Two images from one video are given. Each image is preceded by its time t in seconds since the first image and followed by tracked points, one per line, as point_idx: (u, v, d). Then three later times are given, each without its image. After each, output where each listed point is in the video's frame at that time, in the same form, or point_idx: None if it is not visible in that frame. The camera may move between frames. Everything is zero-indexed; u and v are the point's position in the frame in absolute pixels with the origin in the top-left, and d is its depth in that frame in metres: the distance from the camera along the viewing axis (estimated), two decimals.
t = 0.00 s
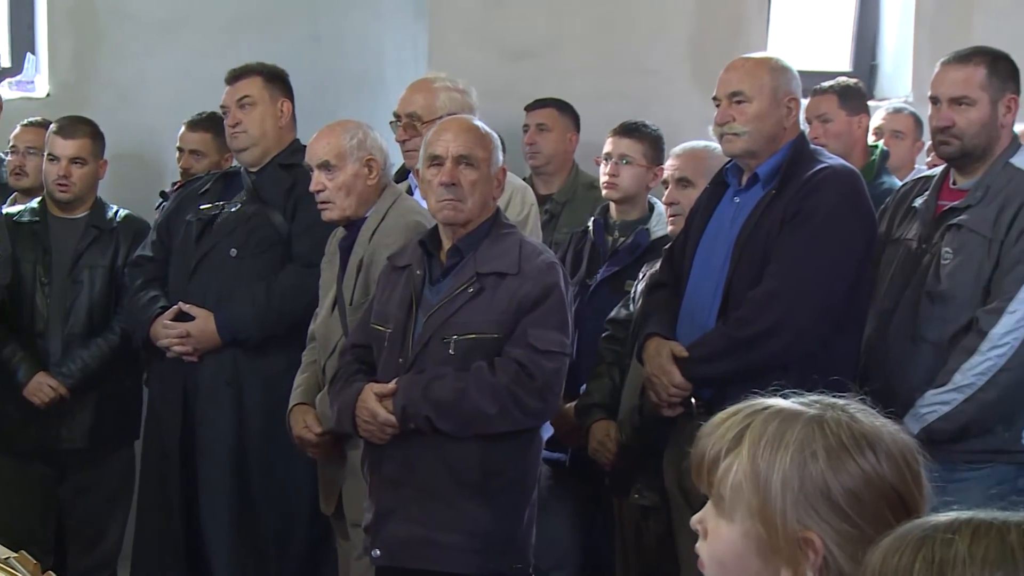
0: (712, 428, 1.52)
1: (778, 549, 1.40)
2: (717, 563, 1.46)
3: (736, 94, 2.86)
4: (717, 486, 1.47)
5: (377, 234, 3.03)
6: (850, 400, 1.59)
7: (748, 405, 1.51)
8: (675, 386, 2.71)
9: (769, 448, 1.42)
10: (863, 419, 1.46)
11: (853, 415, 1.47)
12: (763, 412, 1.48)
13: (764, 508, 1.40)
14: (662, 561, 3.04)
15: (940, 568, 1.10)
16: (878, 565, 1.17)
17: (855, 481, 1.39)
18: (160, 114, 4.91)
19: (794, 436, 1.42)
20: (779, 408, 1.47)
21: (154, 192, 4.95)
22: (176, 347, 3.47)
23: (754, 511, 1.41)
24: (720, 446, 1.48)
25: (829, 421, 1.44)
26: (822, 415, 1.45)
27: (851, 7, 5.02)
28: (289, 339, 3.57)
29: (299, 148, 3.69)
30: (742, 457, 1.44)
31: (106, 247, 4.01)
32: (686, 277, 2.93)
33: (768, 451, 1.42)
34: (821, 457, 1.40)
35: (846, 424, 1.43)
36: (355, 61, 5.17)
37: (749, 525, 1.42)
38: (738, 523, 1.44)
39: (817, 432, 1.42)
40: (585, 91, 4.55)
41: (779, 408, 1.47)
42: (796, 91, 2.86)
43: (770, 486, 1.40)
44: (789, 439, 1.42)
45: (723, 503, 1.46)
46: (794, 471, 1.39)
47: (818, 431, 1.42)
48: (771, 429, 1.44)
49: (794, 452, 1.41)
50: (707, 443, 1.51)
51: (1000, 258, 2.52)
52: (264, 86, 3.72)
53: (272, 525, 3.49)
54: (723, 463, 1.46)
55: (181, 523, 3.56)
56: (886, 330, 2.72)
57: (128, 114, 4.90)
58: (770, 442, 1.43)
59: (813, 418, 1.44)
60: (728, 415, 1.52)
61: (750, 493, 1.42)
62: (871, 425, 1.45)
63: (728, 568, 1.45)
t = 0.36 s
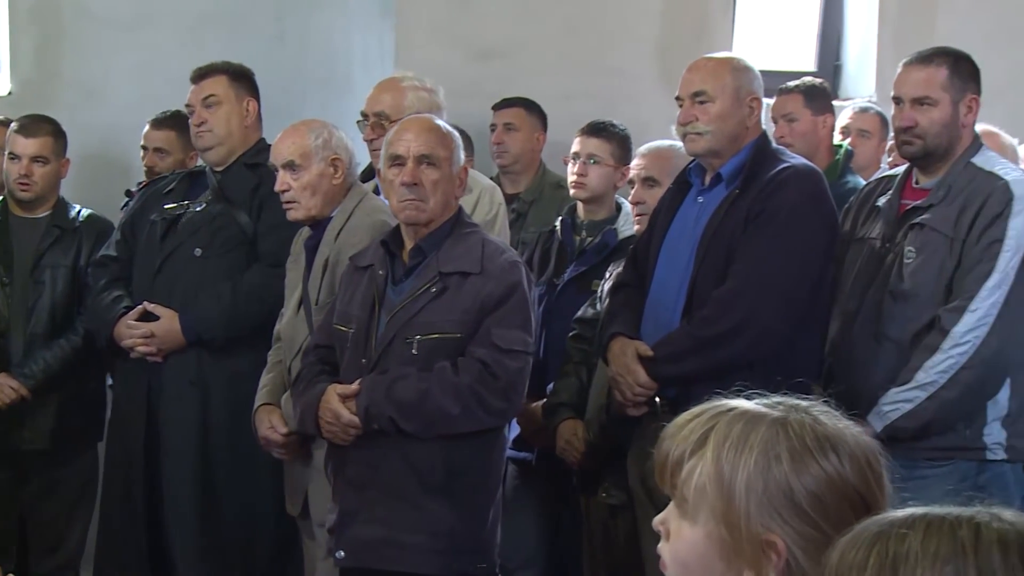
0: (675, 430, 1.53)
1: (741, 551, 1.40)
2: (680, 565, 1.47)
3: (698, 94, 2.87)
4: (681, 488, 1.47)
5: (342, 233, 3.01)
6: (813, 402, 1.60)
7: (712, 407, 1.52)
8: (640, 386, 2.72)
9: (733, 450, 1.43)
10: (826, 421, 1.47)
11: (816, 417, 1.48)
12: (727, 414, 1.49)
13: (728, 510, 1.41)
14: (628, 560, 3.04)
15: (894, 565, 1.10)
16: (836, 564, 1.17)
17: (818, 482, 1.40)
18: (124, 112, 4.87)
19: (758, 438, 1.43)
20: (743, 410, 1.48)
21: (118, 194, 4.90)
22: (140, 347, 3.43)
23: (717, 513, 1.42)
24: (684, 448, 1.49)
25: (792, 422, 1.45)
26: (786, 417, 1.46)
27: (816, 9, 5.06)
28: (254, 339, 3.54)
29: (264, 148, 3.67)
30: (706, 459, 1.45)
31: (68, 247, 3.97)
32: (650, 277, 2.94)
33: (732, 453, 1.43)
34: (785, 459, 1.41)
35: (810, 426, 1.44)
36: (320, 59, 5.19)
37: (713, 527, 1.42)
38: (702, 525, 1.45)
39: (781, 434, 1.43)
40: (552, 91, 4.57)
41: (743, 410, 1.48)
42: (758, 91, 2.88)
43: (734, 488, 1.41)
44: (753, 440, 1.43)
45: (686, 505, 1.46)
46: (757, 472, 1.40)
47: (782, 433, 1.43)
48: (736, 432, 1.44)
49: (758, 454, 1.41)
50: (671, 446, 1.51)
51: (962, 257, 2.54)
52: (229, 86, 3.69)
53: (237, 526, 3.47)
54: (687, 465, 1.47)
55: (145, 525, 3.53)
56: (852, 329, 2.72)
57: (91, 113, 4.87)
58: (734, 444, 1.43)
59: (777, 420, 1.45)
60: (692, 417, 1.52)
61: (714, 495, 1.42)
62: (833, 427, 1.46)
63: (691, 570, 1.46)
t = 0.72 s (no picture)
0: (635, 432, 1.53)
1: (704, 554, 1.40)
2: (642, 569, 1.46)
3: (649, 93, 2.88)
4: (642, 491, 1.47)
5: (298, 232, 3.00)
6: (771, 402, 1.61)
7: (671, 410, 1.52)
8: (596, 385, 2.73)
9: (695, 452, 1.43)
10: (785, 422, 1.48)
11: (775, 418, 1.49)
12: (687, 416, 1.49)
13: (691, 514, 1.41)
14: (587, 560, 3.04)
15: (846, 561, 1.10)
16: (789, 561, 1.17)
17: (779, 483, 1.41)
18: (80, 111, 4.82)
19: (720, 440, 1.43)
20: (703, 412, 1.48)
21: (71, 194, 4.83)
22: (95, 348, 3.39)
23: (680, 517, 1.42)
24: (645, 451, 1.48)
25: (752, 424, 1.46)
26: (746, 418, 1.47)
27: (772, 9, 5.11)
28: (211, 339, 3.49)
29: (221, 147, 3.64)
30: (668, 462, 1.45)
31: (21, 247, 3.92)
32: (603, 276, 2.94)
33: (694, 455, 1.43)
34: (746, 460, 1.42)
35: (770, 427, 1.45)
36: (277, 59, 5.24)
37: (675, 530, 1.42)
38: (663, 528, 1.44)
39: (742, 436, 1.44)
40: (510, 90, 4.58)
41: (703, 412, 1.48)
42: (708, 91, 2.90)
43: (696, 491, 1.41)
44: (714, 443, 1.43)
45: (648, 508, 1.46)
46: (719, 474, 1.41)
47: (742, 435, 1.44)
48: (697, 434, 1.45)
49: (719, 457, 1.42)
50: (631, 449, 1.51)
51: (916, 256, 2.58)
52: (185, 85, 3.66)
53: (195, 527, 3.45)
54: (648, 469, 1.47)
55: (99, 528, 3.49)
56: (808, 325, 2.74)
57: (45, 113, 4.79)
58: (696, 446, 1.44)
59: (737, 421, 1.46)
60: (652, 420, 1.52)
61: (677, 498, 1.42)
62: (792, 427, 1.47)
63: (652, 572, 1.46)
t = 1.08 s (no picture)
0: (606, 434, 1.52)
1: (678, 554, 1.40)
2: (616, 569, 1.45)
3: (592, 96, 2.90)
4: (615, 493, 1.47)
5: (251, 232, 2.96)
6: (740, 401, 1.62)
7: (641, 411, 1.51)
8: (552, 386, 2.70)
9: (667, 453, 1.43)
10: (754, 421, 1.49)
11: (745, 418, 1.50)
12: (658, 417, 1.48)
13: (664, 515, 1.41)
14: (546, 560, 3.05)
15: (813, 560, 1.11)
16: (756, 560, 1.17)
17: (751, 482, 1.42)
18: (32, 112, 4.79)
19: (691, 441, 1.43)
20: (674, 413, 1.48)
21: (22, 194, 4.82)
22: (49, 349, 3.34)
23: (653, 517, 1.41)
24: (617, 453, 1.48)
25: (723, 423, 1.46)
26: (717, 418, 1.47)
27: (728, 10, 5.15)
28: (167, 339, 3.44)
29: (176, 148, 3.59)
30: (641, 464, 1.44)
31: None
32: (551, 278, 2.94)
33: (666, 456, 1.43)
34: (718, 460, 1.42)
35: (740, 426, 1.46)
36: (233, 59, 5.25)
37: (648, 531, 1.42)
38: (636, 528, 1.44)
39: (713, 436, 1.44)
40: (467, 90, 4.58)
41: (673, 412, 1.48)
42: (649, 93, 2.92)
43: (669, 492, 1.41)
44: (686, 443, 1.43)
45: (621, 509, 1.45)
46: (692, 475, 1.41)
47: (713, 435, 1.44)
48: (668, 435, 1.45)
49: (692, 457, 1.42)
50: (603, 450, 1.51)
51: (870, 256, 2.61)
52: (140, 85, 3.63)
53: (152, 531, 3.41)
54: (621, 470, 1.46)
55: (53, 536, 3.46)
56: (764, 323, 2.78)
57: None
58: (668, 447, 1.44)
59: (709, 421, 1.46)
60: (623, 421, 1.51)
61: (650, 499, 1.42)
62: (761, 426, 1.48)
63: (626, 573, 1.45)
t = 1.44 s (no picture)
0: (589, 434, 1.50)
1: (659, 555, 1.39)
2: (598, 571, 1.44)
3: (526, 97, 2.91)
4: (598, 494, 1.45)
5: (207, 232, 2.94)
6: (721, 402, 1.61)
7: (623, 411, 1.49)
8: (515, 390, 2.70)
9: (648, 454, 1.41)
10: (736, 422, 1.48)
11: (727, 418, 1.48)
12: (640, 418, 1.46)
13: (646, 516, 1.39)
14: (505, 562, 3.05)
15: (775, 558, 1.11)
16: (721, 561, 1.18)
17: (733, 483, 1.40)
18: None
19: (673, 442, 1.41)
20: (656, 413, 1.46)
21: None
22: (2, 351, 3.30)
23: (634, 518, 1.40)
24: (599, 453, 1.46)
25: (705, 424, 1.45)
26: (699, 418, 1.45)
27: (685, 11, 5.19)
28: (121, 340, 3.40)
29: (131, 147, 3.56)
30: (623, 465, 1.42)
31: None
32: (506, 280, 2.94)
33: (647, 457, 1.41)
34: (700, 462, 1.40)
35: (722, 427, 1.44)
36: (189, 58, 5.24)
37: (630, 532, 1.40)
38: (618, 529, 1.42)
39: (695, 437, 1.42)
40: (426, 89, 4.58)
41: (655, 413, 1.46)
42: (584, 91, 2.92)
43: (652, 493, 1.39)
44: (668, 444, 1.41)
45: (603, 510, 1.44)
46: (674, 476, 1.39)
47: (696, 436, 1.42)
48: (650, 435, 1.43)
49: (674, 457, 1.40)
50: (585, 451, 1.48)
51: (828, 255, 2.63)
52: (93, 82, 3.59)
53: (106, 536, 3.37)
54: (603, 471, 1.44)
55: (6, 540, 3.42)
56: (723, 323, 2.80)
57: None
58: (650, 447, 1.42)
59: (690, 422, 1.44)
60: (605, 421, 1.49)
61: (632, 500, 1.40)
62: (742, 428, 1.47)
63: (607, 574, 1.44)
